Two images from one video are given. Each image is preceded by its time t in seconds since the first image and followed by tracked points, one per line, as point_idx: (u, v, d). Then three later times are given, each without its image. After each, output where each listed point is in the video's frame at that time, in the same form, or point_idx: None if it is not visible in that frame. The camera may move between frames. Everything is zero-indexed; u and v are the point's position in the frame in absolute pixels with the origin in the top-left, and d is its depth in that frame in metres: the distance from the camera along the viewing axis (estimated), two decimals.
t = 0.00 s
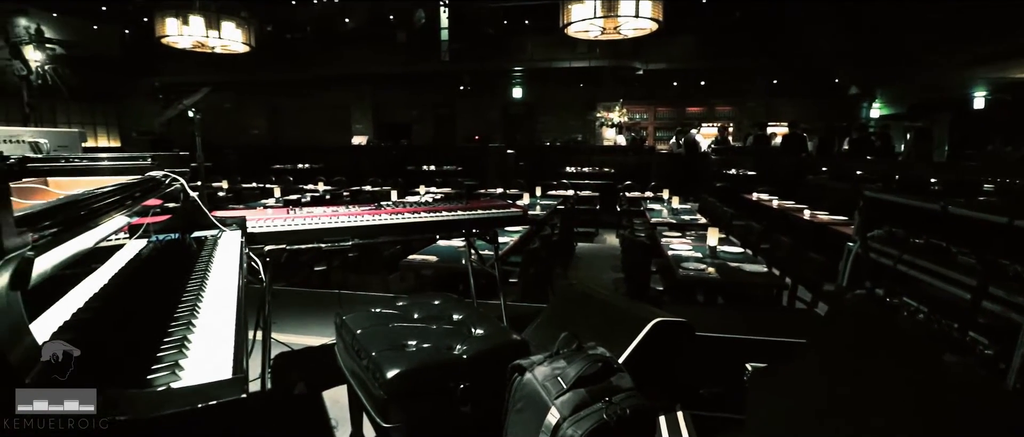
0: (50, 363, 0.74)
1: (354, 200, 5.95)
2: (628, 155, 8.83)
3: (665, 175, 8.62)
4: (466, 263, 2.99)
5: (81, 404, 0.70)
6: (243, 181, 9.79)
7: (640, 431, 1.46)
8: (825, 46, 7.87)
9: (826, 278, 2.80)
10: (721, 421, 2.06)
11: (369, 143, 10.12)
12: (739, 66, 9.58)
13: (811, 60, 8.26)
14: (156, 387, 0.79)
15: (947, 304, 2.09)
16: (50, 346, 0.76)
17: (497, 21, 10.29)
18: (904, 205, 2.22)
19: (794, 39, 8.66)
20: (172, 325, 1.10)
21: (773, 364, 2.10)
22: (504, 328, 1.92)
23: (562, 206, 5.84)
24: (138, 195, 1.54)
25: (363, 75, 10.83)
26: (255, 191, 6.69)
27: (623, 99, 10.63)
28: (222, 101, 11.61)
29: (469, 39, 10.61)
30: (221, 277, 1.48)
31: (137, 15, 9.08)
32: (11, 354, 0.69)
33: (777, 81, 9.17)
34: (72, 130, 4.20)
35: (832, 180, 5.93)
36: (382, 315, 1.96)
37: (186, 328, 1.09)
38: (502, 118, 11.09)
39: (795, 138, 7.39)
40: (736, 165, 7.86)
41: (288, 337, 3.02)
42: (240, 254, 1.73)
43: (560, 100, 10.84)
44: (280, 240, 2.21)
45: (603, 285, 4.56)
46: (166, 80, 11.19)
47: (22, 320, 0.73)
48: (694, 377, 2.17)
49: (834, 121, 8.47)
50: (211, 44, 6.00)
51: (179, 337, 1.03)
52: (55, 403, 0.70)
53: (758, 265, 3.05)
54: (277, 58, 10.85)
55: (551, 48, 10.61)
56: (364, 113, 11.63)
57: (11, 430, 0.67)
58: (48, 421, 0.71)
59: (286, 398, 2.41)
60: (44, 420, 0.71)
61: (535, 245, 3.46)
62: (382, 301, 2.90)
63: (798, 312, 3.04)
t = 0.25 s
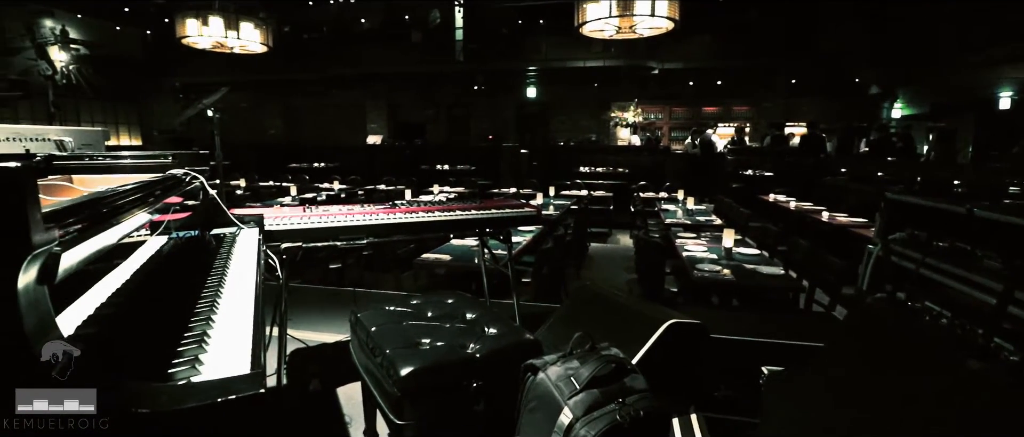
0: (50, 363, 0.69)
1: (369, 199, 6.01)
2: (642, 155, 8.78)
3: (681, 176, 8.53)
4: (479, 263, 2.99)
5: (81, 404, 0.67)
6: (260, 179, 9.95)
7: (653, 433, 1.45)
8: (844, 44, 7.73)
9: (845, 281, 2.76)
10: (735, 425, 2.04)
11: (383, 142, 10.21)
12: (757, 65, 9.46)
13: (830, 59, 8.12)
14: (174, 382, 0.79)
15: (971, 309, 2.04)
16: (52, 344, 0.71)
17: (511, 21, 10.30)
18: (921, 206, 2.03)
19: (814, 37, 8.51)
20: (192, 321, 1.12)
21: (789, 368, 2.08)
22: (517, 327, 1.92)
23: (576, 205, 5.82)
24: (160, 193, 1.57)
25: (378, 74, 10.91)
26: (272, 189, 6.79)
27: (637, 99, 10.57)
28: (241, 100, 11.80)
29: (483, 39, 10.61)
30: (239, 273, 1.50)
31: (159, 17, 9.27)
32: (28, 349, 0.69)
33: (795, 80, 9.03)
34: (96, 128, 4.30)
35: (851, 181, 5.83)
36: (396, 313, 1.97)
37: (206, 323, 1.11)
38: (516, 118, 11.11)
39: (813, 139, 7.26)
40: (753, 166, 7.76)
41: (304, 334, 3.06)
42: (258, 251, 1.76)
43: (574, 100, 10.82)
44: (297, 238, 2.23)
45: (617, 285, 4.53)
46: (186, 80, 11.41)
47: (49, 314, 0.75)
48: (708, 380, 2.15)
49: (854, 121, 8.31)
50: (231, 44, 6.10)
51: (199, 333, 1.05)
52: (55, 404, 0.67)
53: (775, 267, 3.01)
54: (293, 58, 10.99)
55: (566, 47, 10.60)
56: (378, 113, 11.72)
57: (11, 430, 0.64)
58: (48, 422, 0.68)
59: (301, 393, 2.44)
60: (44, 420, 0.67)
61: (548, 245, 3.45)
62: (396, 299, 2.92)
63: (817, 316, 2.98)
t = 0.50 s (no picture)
0: (50, 363, 0.68)
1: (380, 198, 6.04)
2: (653, 155, 8.73)
3: (692, 176, 8.47)
4: (489, 262, 3.00)
5: (81, 405, 0.68)
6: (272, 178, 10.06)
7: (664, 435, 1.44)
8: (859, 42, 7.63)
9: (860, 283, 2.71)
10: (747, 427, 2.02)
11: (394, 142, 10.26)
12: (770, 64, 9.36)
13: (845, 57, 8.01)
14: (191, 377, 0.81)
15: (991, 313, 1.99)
16: (52, 344, 0.68)
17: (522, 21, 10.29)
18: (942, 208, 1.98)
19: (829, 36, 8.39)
20: (208, 317, 1.14)
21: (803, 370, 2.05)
22: (528, 327, 1.92)
23: (586, 205, 5.80)
24: (176, 192, 1.60)
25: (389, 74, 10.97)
26: (284, 188, 6.86)
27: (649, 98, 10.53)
28: (254, 100, 11.95)
29: (493, 38, 10.61)
30: (253, 271, 1.51)
31: (175, 17, 9.41)
32: (33, 349, 0.68)
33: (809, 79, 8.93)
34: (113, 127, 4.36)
35: (866, 182, 5.74)
36: (407, 312, 1.98)
37: (221, 320, 1.12)
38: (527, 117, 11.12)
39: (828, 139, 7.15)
40: (766, 166, 7.67)
41: (316, 332, 3.08)
42: (271, 250, 1.77)
43: (585, 99, 10.80)
44: (309, 236, 2.25)
45: (628, 286, 4.51)
46: (200, 80, 11.55)
47: (69, 308, 0.76)
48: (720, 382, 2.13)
49: (869, 121, 8.20)
50: (245, 44, 6.18)
51: (214, 330, 1.06)
52: (54, 404, 0.67)
53: (789, 269, 2.97)
54: (305, 58, 11.09)
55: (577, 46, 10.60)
56: (389, 112, 11.79)
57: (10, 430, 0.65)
58: (49, 421, 0.69)
59: (312, 391, 2.46)
60: (44, 420, 0.69)
61: (559, 244, 3.45)
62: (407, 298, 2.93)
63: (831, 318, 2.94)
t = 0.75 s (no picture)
0: (50, 363, 0.68)
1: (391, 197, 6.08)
2: (665, 155, 8.68)
3: (704, 176, 8.40)
4: (500, 262, 3.00)
5: (81, 404, 0.68)
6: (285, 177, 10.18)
7: None
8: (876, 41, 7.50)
9: (875, 286, 2.69)
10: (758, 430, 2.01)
11: (405, 141, 10.32)
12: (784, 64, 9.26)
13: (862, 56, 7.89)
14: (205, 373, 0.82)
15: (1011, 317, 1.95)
16: (53, 342, 0.68)
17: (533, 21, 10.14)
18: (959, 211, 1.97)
19: (844, 35, 8.26)
20: (222, 315, 1.15)
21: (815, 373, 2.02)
22: (538, 327, 1.92)
23: (597, 205, 5.78)
24: (191, 190, 1.62)
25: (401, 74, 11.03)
26: (297, 187, 6.92)
27: (660, 98, 10.48)
28: (268, 99, 12.08)
29: (504, 38, 10.61)
30: (267, 269, 1.53)
31: (190, 18, 9.53)
32: (35, 348, 0.69)
33: (824, 79, 8.83)
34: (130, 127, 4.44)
35: (882, 183, 5.66)
36: (418, 311, 1.99)
37: (235, 317, 1.13)
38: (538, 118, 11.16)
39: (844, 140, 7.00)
40: (779, 167, 7.59)
41: (327, 330, 3.11)
42: (284, 248, 1.79)
43: (597, 100, 10.79)
44: (322, 235, 2.27)
45: (639, 287, 4.49)
46: (215, 80, 11.69)
47: (87, 303, 0.77)
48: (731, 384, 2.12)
49: (886, 121, 8.08)
50: (259, 45, 6.24)
51: (229, 326, 1.08)
52: (55, 403, 0.67)
53: (803, 270, 2.94)
54: (318, 58, 11.18)
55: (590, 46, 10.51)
56: (401, 112, 11.86)
57: (17, 428, 0.66)
58: (48, 422, 0.69)
59: (324, 387, 2.48)
60: (44, 420, 0.69)
61: (569, 245, 3.45)
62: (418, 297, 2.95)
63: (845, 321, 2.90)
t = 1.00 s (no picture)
0: (49, 363, 0.70)
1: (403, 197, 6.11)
2: (677, 155, 8.63)
3: (716, 177, 8.34)
4: (511, 262, 3.00)
5: (81, 404, 0.70)
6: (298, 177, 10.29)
7: None
8: (894, 39, 7.37)
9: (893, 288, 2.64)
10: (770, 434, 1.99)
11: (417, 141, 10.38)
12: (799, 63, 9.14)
13: (879, 55, 7.75)
14: (221, 370, 0.83)
15: None
16: (51, 344, 0.70)
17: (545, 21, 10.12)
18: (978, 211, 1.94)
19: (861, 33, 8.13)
20: (238, 312, 1.17)
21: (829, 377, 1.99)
22: (549, 327, 1.92)
23: (608, 206, 5.75)
24: (207, 190, 1.65)
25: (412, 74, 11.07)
26: (310, 186, 6.99)
27: (673, 98, 10.42)
28: (281, 100, 12.21)
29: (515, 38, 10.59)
30: (281, 268, 1.55)
31: (206, 20, 9.66)
32: (34, 349, 0.70)
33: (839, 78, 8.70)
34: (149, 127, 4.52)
35: (899, 184, 5.56)
36: (429, 310, 2.00)
37: (251, 315, 1.15)
38: (549, 118, 11.15)
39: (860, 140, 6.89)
40: (794, 167, 7.49)
41: (340, 328, 3.14)
42: (298, 247, 1.81)
43: (609, 100, 10.75)
44: (335, 234, 2.29)
45: (650, 288, 4.46)
46: (230, 81, 11.85)
47: (107, 302, 0.78)
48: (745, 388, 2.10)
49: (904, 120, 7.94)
50: (273, 46, 6.31)
51: (244, 324, 1.09)
52: (54, 404, 0.69)
53: (818, 272, 2.90)
54: (330, 58, 11.28)
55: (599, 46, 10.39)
56: (413, 113, 11.93)
57: (13, 429, 0.69)
58: (48, 421, 0.71)
59: (336, 386, 2.50)
60: (44, 420, 0.71)
61: (580, 245, 3.44)
62: (429, 296, 2.96)
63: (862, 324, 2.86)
